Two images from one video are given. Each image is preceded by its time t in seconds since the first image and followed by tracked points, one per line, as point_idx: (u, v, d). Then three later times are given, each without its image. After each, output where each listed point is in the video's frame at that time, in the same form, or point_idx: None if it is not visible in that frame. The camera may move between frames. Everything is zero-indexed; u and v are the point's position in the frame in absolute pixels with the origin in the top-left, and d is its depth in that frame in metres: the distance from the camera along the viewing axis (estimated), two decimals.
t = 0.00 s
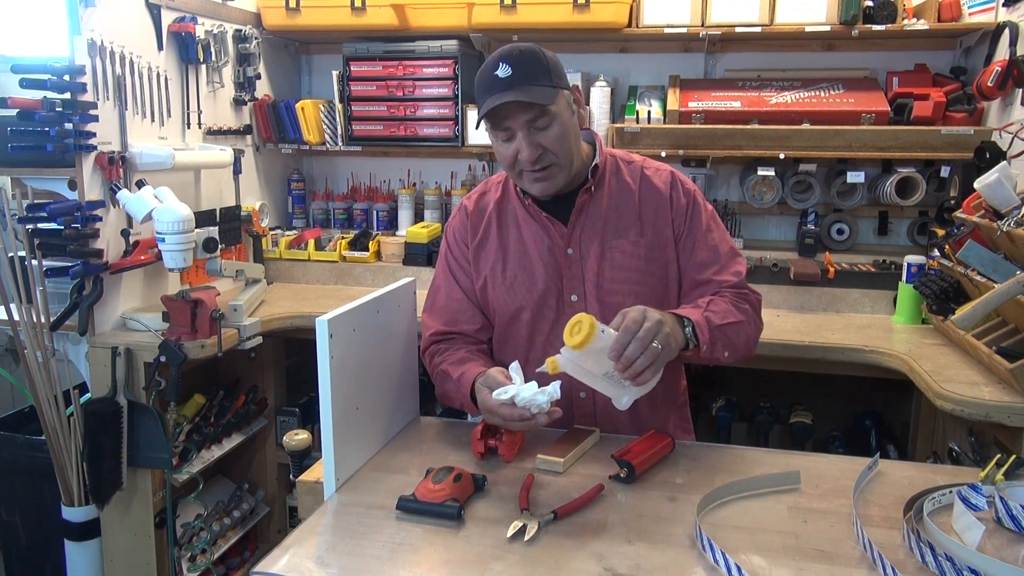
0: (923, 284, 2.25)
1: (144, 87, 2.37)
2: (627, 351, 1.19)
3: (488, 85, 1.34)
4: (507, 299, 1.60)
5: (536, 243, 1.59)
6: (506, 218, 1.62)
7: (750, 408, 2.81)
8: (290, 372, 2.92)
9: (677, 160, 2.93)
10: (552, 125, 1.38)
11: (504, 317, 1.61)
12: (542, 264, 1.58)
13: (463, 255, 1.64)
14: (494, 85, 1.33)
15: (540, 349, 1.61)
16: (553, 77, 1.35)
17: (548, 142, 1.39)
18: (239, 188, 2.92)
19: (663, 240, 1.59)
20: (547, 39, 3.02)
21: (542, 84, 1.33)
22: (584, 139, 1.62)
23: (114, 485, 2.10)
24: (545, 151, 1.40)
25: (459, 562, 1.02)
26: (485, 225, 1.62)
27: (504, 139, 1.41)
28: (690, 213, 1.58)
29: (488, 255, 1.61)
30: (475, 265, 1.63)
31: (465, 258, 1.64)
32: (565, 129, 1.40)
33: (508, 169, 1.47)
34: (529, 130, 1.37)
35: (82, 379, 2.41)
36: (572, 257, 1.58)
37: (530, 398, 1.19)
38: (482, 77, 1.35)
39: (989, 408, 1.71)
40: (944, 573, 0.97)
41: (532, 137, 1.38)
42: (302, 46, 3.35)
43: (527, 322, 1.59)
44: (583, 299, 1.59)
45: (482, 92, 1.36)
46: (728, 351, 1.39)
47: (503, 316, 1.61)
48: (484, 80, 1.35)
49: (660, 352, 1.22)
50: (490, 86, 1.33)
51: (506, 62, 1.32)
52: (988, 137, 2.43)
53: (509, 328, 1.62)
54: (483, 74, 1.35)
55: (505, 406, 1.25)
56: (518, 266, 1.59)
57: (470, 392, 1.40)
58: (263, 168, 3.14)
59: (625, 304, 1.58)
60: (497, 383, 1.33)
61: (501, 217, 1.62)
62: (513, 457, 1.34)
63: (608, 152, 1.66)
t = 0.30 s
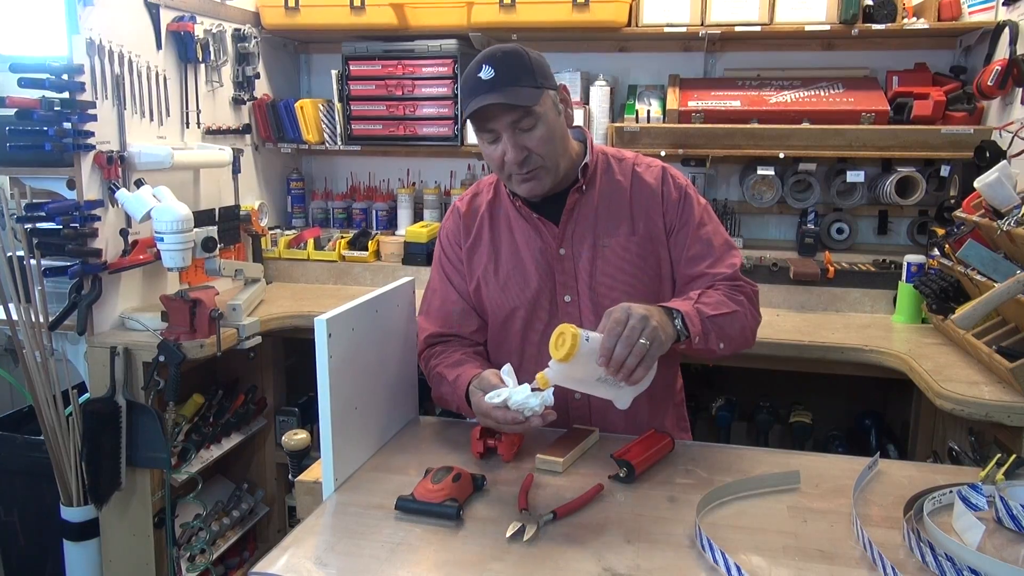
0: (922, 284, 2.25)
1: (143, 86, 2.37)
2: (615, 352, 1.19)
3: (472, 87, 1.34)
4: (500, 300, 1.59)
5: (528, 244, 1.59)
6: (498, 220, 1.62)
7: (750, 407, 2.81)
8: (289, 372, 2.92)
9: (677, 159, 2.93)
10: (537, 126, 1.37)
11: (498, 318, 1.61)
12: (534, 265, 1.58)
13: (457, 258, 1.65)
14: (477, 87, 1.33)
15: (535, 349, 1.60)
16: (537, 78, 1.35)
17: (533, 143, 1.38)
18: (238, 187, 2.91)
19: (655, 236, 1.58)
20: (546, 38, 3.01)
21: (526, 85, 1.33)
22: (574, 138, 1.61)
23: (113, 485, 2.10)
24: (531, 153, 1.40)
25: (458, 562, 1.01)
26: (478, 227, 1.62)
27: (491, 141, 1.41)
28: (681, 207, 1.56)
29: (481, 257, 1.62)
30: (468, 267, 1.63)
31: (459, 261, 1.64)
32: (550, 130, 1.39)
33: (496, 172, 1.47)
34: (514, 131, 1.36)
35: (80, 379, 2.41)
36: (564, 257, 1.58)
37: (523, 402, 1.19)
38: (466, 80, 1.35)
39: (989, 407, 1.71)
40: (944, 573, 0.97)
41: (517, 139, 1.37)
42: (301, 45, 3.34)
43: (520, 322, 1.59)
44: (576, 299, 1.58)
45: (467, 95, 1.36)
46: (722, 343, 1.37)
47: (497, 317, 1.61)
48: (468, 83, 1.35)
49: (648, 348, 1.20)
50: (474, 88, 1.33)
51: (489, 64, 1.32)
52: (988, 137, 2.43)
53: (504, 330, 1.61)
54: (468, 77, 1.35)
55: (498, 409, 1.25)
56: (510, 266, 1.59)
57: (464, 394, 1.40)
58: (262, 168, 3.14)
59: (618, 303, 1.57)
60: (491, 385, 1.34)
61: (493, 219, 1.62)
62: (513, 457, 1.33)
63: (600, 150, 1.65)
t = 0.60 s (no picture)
0: (922, 283, 2.25)
1: (142, 85, 2.37)
2: (606, 351, 1.18)
3: (463, 86, 1.33)
4: (494, 300, 1.59)
5: (522, 245, 1.58)
6: (491, 220, 1.62)
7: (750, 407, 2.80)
8: (288, 372, 2.91)
9: (677, 158, 2.92)
10: (529, 126, 1.36)
11: (491, 318, 1.60)
12: (528, 265, 1.57)
13: (451, 258, 1.64)
14: (468, 86, 1.32)
15: (529, 349, 1.60)
16: (528, 77, 1.34)
17: (525, 143, 1.38)
18: (237, 187, 2.91)
19: (649, 235, 1.58)
20: (546, 37, 3.01)
21: (517, 84, 1.32)
22: (569, 135, 1.60)
23: (112, 485, 2.09)
24: (522, 152, 1.39)
25: (457, 563, 1.01)
26: (471, 227, 1.62)
27: (482, 140, 1.40)
28: (676, 205, 1.56)
29: (475, 258, 1.61)
30: (462, 267, 1.62)
31: (453, 261, 1.64)
32: (542, 129, 1.38)
33: (488, 171, 1.47)
34: (505, 131, 1.36)
35: (79, 378, 2.40)
36: (558, 257, 1.57)
37: (514, 405, 1.18)
38: (457, 78, 1.35)
39: (990, 407, 1.70)
40: (945, 574, 0.96)
41: (508, 138, 1.37)
42: (301, 45, 3.34)
43: (513, 322, 1.59)
44: (570, 299, 1.58)
45: (457, 94, 1.35)
46: (715, 342, 1.37)
47: (491, 317, 1.60)
48: (459, 81, 1.34)
49: (639, 347, 1.19)
50: (465, 87, 1.32)
51: (480, 63, 1.31)
52: (989, 136, 2.43)
53: (497, 330, 1.61)
54: (459, 75, 1.35)
55: (489, 412, 1.24)
56: (504, 267, 1.59)
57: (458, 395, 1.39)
58: (262, 167, 3.13)
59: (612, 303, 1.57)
60: (483, 389, 1.33)
61: (487, 218, 1.62)
62: (513, 458, 1.33)
63: (594, 148, 1.65)
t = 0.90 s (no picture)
0: (925, 283, 2.24)
1: (141, 84, 2.36)
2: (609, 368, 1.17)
3: (463, 79, 1.32)
4: (490, 298, 1.59)
5: (519, 242, 1.57)
6: (489, 217, 1.61)
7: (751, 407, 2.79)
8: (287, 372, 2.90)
9: (678, 158, 2.92)
10: (530, 118, 1.36)
11: (488, 317, 1.60)
12: (525, 263, 1.57)
13: (448, 255, 1.63)
14: (468, 79, 1.31)
15: (523, 350, 1.60)
16: (529, 70, 1.34)
17: (525, 136, 1.37)
18: (237, 186, 2.90)
19: (648, 236, 1.57)
20: (547, 36, 3.00)
21: (518, 76, 1.31)
22: (568, 134, 1.59)
23: (111, 485, 2.08)
24: (523, 146, 1.38)
25: (458, 565, 1.00)
26: (469, 224, 1.61)
27: (482, 134, 1.39)
28: (675, 208, 1.55)
29: (472, 256, 1.61)
30: (459, 264, 1.62)
31: (450, 258, 1.63)
32: (542, 123, 1.38)
33: (487, 168, 1.45)
34: (506, 123, 1.35)
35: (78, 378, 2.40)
36: (555, 256, 1.56)
37: (504, 401, 1.19)
38: (458, 71, 1.34)
39: (993, 407, 1.70)
40: None
41: (509, 131, 1.36)
42: (300, 44, 3.32)
43: (510, 321, 1.58)
44: (567, 298, 1.57)
45: (457, 87, 1.34)
46: (708, 367, 1.37)
47: (488, 315, 1.60)
48: (460, 74, 1.33)
49: (643, 376, 1.19)
50: (465, 79, 1.32)
51: (481, 55, 1.31)
52: (992, 135, 2.42)
53: (493, 328, 1.61)
54: (459, 68, 1.34)
55: (481, 407, 1.25)
56: (501, 265, 1.58)
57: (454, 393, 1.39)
58: (261, 166, 3.12)
59: (608, 303, 1.56)
60: (473, 385, 1.33)
61: (485, 215, 1.61)
62: (514, 458, 1.32)
63: (595, 147, 1.64)
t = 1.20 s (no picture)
0: (932, 284, 2.23)
1: (144, 81, 2.34)
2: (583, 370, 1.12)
3: (483, 70, 1.31)
4: (493, 297, 1.58)
5: (523, 242, 1.56)
6: (496, 215, 1.60)
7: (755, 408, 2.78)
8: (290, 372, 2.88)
9: (683, 158, 2.90)
10: (551, 108, 1.34)
11: (490, 317, 1.59)
12: (528, 263, 1.55)
13: (455, 251, 1.63)
14: (488, 69, 1.30)
15: (523, 350, 1.59)
16: (547, 60, 1.33)
17: (547, 126, 1.34)
18: (239, 185, 2.88)
19: (655, 244, 1.54)
20: (551, 35, 2.98)
21: (537, 65, 1.30)
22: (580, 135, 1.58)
23: (112, 487, 2.07)
24: (545, 136, 1.35)
25: (468, 572, 0.98)
26: (476, 221, 1.60)
27: (501, 126, 1.36)
28: (683, 218, 1.53)
29: (478, 253, 1.60)
30: (465, 260, 1.61)
31: (457, 254, 1.63)
32: (563, 113, 1.36)
33: (505, 161, 1.41)
34: (527, 113, 1.33)
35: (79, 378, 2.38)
36: (559, 257, 1.55)
37: (501, 373, 1.20)
38: (476, 63, 1.33)
39: (1004, 411, 1.68)
40: None
41: (531, 121, 1.33)
42: (303, 42, 3.31)
43: (511, 322, 1.57)
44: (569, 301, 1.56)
45: (476, 79, 1.33)
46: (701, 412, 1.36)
47: (490, 314, 1.59)
48: (478, 66, 1.32)
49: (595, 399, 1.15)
50: (486, 70, 1.30)
51: (500, 46, 1.30)
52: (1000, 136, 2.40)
53: (495, 327, 1.60)
54: (477, 61, 1.33)
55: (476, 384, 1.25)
56: (505, 264, 1.57)
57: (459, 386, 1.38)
58: (264, 165, 3.11)
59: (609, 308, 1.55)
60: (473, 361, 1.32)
61: (492, 213, 1.60)
62: (521, 462, 1.30)
63: (607, 149, 1.61)
